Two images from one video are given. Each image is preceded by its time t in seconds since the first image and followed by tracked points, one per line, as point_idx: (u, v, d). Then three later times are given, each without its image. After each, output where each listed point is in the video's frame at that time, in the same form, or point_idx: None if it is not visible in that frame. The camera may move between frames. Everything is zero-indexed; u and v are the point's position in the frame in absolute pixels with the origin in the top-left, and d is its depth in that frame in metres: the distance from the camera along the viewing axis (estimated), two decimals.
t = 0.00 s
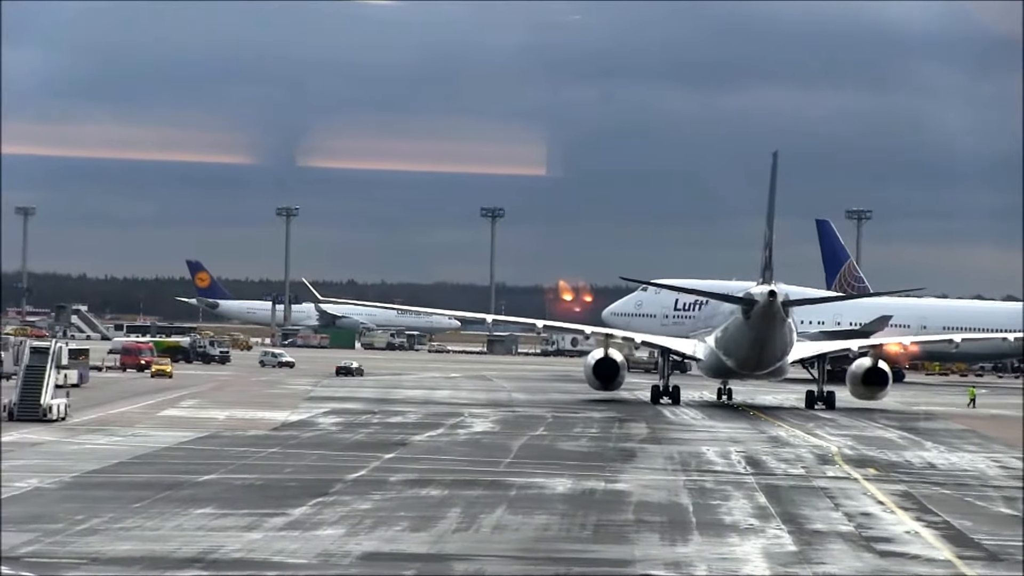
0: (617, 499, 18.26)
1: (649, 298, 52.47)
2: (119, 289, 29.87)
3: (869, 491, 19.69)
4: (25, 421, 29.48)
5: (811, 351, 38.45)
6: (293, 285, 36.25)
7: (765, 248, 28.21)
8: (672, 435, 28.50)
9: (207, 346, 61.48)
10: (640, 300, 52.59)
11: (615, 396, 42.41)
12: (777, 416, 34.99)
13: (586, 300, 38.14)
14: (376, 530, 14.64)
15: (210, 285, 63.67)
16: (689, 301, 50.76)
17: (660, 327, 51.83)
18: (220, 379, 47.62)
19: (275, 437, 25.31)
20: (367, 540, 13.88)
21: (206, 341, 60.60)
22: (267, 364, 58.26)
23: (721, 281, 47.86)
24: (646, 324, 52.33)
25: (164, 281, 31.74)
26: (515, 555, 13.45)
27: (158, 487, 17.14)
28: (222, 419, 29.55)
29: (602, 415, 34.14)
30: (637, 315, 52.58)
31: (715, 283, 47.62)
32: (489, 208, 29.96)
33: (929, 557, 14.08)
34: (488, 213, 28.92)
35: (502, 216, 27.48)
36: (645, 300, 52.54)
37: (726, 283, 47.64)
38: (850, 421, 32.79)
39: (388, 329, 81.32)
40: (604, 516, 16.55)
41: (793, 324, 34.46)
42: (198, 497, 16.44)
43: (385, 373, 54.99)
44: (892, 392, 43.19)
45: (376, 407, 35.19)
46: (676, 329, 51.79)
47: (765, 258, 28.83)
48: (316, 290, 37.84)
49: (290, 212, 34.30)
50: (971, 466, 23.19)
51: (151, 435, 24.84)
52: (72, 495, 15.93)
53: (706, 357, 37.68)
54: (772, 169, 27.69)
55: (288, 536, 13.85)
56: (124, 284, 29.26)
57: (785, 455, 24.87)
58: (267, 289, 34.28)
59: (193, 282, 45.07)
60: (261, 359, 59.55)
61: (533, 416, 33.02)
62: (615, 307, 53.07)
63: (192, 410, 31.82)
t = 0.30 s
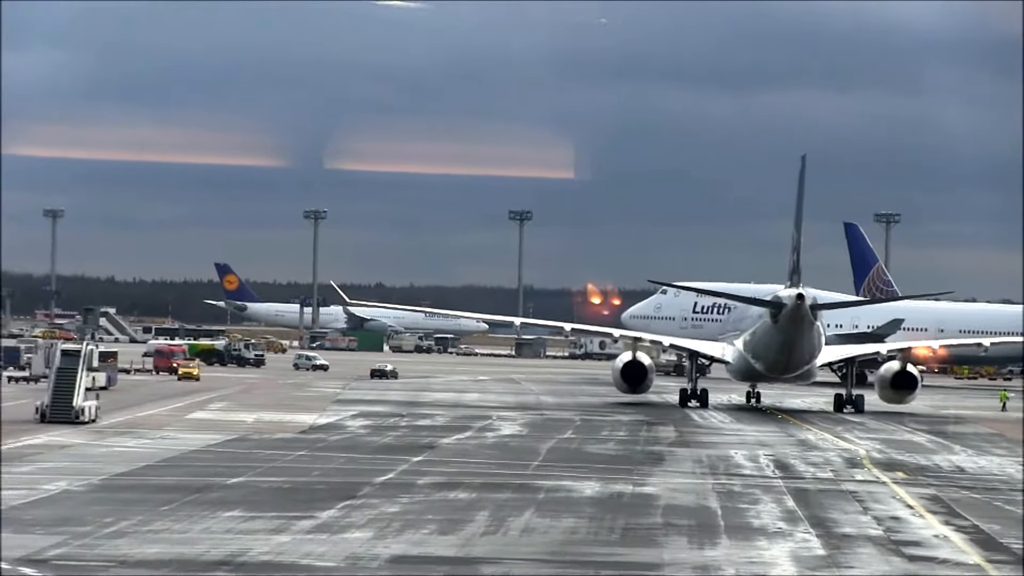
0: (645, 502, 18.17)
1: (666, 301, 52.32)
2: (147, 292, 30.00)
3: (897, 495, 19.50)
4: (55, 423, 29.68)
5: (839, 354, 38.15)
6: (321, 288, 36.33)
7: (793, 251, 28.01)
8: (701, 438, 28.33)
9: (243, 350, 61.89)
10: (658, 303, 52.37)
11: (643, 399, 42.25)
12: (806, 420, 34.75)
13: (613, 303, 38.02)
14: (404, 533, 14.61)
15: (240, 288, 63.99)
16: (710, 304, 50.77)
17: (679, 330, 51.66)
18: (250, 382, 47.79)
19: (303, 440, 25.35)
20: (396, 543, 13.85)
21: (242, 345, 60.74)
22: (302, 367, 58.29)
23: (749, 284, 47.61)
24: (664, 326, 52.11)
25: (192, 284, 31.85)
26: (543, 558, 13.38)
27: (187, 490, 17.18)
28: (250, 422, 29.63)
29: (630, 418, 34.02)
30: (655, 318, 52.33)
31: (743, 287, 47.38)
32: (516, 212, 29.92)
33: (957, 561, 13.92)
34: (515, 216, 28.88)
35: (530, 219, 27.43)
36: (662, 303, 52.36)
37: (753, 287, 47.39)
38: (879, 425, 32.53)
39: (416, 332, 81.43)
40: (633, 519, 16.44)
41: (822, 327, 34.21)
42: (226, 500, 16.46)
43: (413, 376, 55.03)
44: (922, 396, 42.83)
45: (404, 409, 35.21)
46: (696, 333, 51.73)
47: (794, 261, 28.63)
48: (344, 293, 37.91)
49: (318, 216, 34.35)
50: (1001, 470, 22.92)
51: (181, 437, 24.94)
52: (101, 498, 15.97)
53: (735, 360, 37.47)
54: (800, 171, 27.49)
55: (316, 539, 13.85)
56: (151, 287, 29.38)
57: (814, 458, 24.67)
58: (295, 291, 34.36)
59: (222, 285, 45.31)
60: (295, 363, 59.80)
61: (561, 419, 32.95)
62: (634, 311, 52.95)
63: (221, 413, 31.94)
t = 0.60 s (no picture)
0: (677, 507, 18.07)
1: (685, 307, 52.25)
2: (178, 297, 30.16)
3: (930, 500, 19.28)
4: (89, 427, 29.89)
5: (872, 359, 37.85)
6: (353, 292, 36.45)
7: (826, 256, 27.77)
8: (733, 443, 28.17)
9: (283, 355, 61.88)
10: (678, 307, 52.27)
11: (675, 404, 42.06)
12: (839, 425, 34.48)
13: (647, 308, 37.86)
14: (436, 537, 14.58)
15: (272, 293, 64.33)
16: (733, 309, 50.86)
17: (700, 335, 51.52)
18: (282, 387, 47.97)
19: (335, 445, 25.41)
20: (428, 548, 13.82)
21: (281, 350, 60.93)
22: (341, 372, 58.31)
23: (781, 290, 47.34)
24: (683, 330, 51.88)
25: (225, 289, 31.99)
26: (575, 563, 13.32)
27: (219, 494, 17.24)
28: (282, 426, 29.72)
29: (663, 423, 33.88)
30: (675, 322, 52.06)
31: (775, 292, 47.11)
32: (548, 217, 29.87)
33: (991, 566, 13.74)
34: (548, 220, 28.84)
35: (562, 224, 27.37)
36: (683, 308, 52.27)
37: (785, 292, 47.10)
38: (913, 430, 32.23)
39: (448, 337, 81.56)
40: (665, 524, 16.33)
41: (855, 332, 33.95)
42: (258, 504, 16.50)
43: (445, 381, 55.08)
44: (957, 401, 42.42)
45: (436, 414, 35.21)
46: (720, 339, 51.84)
47: (827, 266, 28.41)
48: (377, 297, 38.01)
49: (350, 221, 34.46)
50: None
51: (213, 442, 25.05)
52: (133, 502, 16.05)
53: (767, 365, 37.23)
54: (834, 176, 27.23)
55: (348, 543, 13.85)
56: (183, 292, 29.55)
57: (847, 463, 24.45)
58: (328, 296, 34.46)
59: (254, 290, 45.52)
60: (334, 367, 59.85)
61: (593, 424, 32.85)
62: (656, 315, 52.76)
63: (253, 418, 32.06)
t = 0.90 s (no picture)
0: (701, 508, 17.99)
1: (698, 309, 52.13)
2: (202, 298, 30.25)
3: (955, 502, 19.11)
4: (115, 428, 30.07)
5: (896, 362, 37.62)
6: (377, 294, 36.49)
7: (851, 259, 27.59)
8: (757, 445, 28.04)
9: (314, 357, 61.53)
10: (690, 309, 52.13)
11: (700, 406, 41.92)
12: (863, 427, 34.28)
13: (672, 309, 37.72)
14: (460, 539, 14.57)
15: (296, 294, 64.58)
16: (748, 310, 50.85)
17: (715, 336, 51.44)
18: (307, 388, 48.08)
19: (359, 446, 25.46)
20: (451, 549, 13.81)
21: (313, 351, 60.88)
22: (370, 373, 58.29)
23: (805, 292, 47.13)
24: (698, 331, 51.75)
25: (249, 291, 32.06)
26: (598, 564, 13.27)
27: (244, 495, 17.29)
28: (306, 428, 29.79)
29: (687, 425, 33.75)
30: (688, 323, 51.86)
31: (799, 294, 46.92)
32: (573, 218, 29.85)
33: (1016, 568, 13.61)
34: (572, 222, 28.82)
35: (586, 226, 27.35)
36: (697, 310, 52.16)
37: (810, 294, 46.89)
38: (938, 432, 32.00)
39: (473, 339, 81.61)
40: (688, 526, 16.25)
41: (880, 334, 33.75)
42: (283, 505, 16.54)
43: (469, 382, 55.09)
44: (984, 404, 42.10)
45: (461, 415, 35.21)
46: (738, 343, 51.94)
47: (851, 269, 28.23)
48: (401, 298, 38.04)
49: (373, 222, 34.48)
50: None
51: (238, 443, 25.12)
52: (158, 503, 16.11)
53: (791, 367, 37.05)
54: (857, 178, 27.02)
55: (372, 544, 13.86)
56: (207, 293, 29.65)
57: (871, 465, 24.29)
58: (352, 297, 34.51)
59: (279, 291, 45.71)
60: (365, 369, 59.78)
61: (616, 426, 32.77)
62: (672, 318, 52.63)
63: (277, 419, 32.15)
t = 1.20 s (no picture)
0: (730, 504, 17.91)
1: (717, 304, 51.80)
2: (231, 294, 30.41)
3: (984, 497, 18.92)
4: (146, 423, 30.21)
5: (925, 357, 37.33)
6: (405, 289, 36.56)
7: (879, 254, 27.33)
8: (785, 441, 27.89)
9: (347, 352, 61.23)
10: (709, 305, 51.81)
11: (729, 401, 41.71)
12: (893, 423, 34.04)
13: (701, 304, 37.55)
14: (489, 534, 14.54)
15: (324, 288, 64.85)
16: (766, 305, 50.47)
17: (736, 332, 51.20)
18: (336, 384, 48.20)
19: (388, 441, 25.49)
20: (481, 545, 13.78)
21: (347, 347, 60.86)
22: (404, 369, 58.27)
23: (835, 288, 46.79)
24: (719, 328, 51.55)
25: (278, 286, 32.19)
26: (627, 560, 13.21)
27: (274, 491, 17.34)
28: (335, 423, 29.86)
29: (715, 420, 33.61)
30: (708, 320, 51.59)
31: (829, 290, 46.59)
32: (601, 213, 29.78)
33: None
34: (600, 217, 28.76)
35: (615, 221, 27.25)
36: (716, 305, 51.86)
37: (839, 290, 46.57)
38: (967, 427, 31.72)
39: (501, 334, 81.62)
40: (718, 521, 16.17)
41: (909, 329, 33.48)
42: (312, 501, 16.57)
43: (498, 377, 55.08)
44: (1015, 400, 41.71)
45: (489, 411, 35.19)
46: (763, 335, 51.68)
47: (880, 264, 27.97)
48: (430, 294, 38.06)
49: (403, 217, 34.53)
50: None
51: (266, 439, 25.19)
52: (187, 499, 16.17)
53: (820, 362, 36.81)
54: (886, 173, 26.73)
55: (402, 540, 13.86)
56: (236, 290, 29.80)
57: (900, 461, 24.10)
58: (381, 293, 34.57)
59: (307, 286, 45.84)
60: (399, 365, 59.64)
61: (645, 421, 32.67)
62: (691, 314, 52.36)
63: (306, 414, 32.25)
